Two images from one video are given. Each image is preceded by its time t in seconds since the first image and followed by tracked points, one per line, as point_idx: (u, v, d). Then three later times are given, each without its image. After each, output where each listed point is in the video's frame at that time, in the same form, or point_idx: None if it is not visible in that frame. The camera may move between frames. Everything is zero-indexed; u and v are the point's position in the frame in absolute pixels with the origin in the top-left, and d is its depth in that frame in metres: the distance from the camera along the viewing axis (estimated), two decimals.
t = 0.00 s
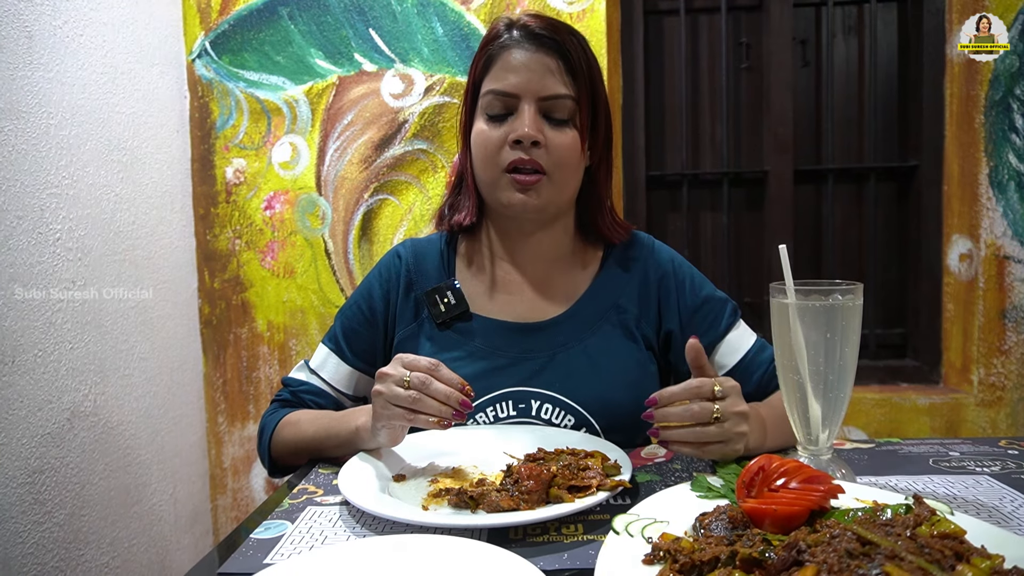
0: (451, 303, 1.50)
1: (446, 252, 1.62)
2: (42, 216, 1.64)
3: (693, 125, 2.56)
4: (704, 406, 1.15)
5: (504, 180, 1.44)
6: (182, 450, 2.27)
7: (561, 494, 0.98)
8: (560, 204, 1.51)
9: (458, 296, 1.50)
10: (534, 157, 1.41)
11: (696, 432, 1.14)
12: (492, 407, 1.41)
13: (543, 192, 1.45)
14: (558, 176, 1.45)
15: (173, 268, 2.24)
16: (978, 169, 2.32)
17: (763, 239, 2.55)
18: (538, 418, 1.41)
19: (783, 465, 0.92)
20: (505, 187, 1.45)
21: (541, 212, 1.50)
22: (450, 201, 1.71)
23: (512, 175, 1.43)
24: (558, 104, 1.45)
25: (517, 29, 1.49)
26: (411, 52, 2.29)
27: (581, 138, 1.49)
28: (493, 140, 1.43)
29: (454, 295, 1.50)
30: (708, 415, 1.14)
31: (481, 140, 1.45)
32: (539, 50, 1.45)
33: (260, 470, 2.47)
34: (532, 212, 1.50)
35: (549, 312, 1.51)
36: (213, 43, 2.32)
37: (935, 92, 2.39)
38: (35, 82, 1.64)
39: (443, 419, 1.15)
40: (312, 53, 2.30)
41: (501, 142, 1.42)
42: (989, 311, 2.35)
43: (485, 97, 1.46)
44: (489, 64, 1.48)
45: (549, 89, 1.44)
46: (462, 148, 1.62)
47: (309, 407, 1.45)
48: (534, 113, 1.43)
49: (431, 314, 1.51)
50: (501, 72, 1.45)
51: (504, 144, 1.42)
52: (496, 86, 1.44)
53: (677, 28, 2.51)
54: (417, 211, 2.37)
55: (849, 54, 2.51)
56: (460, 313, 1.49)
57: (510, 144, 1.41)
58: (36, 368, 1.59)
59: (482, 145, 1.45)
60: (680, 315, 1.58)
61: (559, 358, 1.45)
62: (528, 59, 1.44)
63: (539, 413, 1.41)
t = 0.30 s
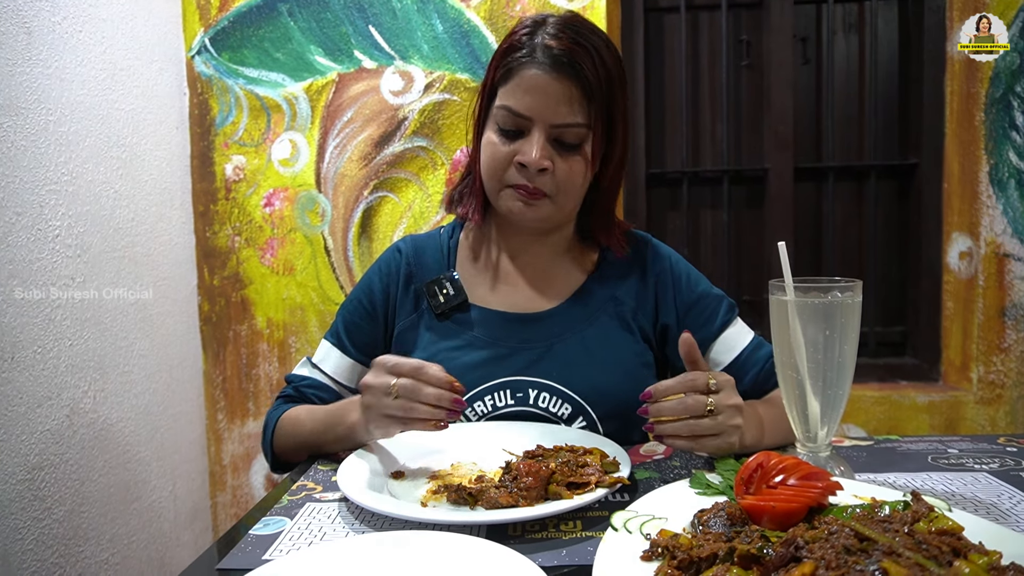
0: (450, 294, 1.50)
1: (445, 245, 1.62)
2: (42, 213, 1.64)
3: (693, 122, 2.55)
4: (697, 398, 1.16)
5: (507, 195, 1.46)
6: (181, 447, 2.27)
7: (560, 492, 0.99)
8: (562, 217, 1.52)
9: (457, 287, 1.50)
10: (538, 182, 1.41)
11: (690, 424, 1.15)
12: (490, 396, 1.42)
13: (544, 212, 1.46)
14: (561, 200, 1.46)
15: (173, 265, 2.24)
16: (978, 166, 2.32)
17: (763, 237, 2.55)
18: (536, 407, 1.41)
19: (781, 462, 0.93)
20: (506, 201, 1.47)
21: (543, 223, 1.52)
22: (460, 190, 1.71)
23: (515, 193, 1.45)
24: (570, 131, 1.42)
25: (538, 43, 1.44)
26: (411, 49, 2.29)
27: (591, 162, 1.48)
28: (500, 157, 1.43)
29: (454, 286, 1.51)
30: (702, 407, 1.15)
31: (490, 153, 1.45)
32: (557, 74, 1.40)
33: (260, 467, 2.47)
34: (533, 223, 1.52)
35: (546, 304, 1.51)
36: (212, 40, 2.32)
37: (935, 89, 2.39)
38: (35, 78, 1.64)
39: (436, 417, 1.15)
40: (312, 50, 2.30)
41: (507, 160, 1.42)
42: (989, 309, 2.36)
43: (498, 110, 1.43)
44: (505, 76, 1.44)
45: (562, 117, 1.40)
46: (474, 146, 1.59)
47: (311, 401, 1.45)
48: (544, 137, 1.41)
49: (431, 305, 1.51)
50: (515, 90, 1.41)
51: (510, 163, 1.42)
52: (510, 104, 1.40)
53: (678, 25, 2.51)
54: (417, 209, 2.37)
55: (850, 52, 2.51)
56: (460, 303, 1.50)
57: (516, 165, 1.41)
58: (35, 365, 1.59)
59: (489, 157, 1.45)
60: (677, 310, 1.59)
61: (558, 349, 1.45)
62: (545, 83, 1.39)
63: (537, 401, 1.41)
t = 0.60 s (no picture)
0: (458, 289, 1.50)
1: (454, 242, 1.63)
2: (42, 212, 1.64)
3: (693, 122, 2.55)
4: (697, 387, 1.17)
5: (507, 190, 1.46)
6: (181, 446, 2.27)
7: (558, 492, 0.99)
8: (564, 210, 1.51)
9: (464, 283, 1.51)
10: (535, 174, 1.41)
11: (691, 413, 1.15)
12: (494, 391, 1.41)
13: (545, 205, 1.46)
14: (561, 190, 1.45)
15: (173, 264, 2.25)
16: (978, 166, 2.33)
17: (763, 236, 2.55)
18: (539, 404, 1.41)
19: (779, 462, 0.93)
20: (507, 197, 1.47)
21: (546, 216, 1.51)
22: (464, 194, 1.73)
23: (515, 187, 1.44)
24: (563, 120, 1.42)
25: (525, 37, 1.45)
26: (411, 49, 2.29)
27: (587, 151, 1.47)
28: (497, 152, 1.43)
29: (462, 281, 1.52)
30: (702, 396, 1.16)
31: (487, 149, 1.45)
32: (546, 65, 1.41)
33: (260, 466, 2.47)
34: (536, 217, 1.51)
35: (552, 301, 1.51)
36: (213, 39, 2.32)
37: (935, 88, 2.39)
38: (35, 77, 1.65)
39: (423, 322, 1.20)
40: (312, 49, 2.30)
41: (504, 155, 1.42)
42: (988, 309, 2.36)
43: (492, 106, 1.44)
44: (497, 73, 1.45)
45: (554, 106, 1.41)
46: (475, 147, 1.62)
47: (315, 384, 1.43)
48: (538, 128, 1.41)
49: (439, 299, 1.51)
50: (507, 85, 1.42)
51: (507, 158, 1.42)
52: (502, 99, 1.41)
53: (678, 25, 2.51)
54: (417, 208, 2.37)
55: (850, 52, 2.51)
56: (467, 299, 1.50)
57: (512, 160, 1.41)
58: (36, 364, 1.60)
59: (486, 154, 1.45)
60: (681, 310, 1.58)
61: (562, 345, 1.45)
62: (534, 75, 1.40)
63: (541, 399, 1.41)
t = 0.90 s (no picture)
0: (453, 298, 1.50)
1: (449, 249, 1.62)
2: (41, 211, 1.64)
3: (693, 121, 2.55)
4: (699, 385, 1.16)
5: (508, 159, 1.42)
6: (180, 445, 2.27)
7: (558, 491, 0.98)
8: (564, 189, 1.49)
9: (459, 291, 1.51)
10: (537, 132, 1.40)
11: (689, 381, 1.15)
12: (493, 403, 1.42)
13: (549, 167, 1.42)
14: (563, 153, 1.43)
15: (172, 264, 2.25)
16: (978, 166, 2.33)
17: (762, 236, 2.55)
18: (539, 413, 1.41)
19: (779, 461, 0.93)
20: (508, 166, 1.42)
21: (546, 192, 1.47)
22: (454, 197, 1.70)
23: (516, 154, 1.41)
24: (557, 83, 1.46)
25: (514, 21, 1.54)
26: (411, 48, 2.29)
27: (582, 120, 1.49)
28: (496, 123, 1.42)
29: (457, 290, 1.51)
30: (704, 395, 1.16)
31: (483, 124, 1.44)
32: (537, 37, 1.49)
33: (259, 466, 2.47)
34: (537, 192, 1.46)
35: (553, 305, 1.51)
36: (212, 38, 2.31)
37: (935, 88, 2.39)
38: (35, 76, 1.65)
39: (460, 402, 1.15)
40: (312, 49, 2.30)
41: (503, 123, 1.41)
42: (987, 310, 2.36)
43: (486, 83, 1.47)
44: (489, 54, 1.51)
45: (549, 70, 1.45)
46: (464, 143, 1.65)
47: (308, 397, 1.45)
48: (535, 92, 1.43)
49: (434, 309, 1.51)
50: (500, 59, 1.47)
51: (507, 123, 1.41)
52: (496, 70, 1.45)
53: (678, 25, 2.51)
54: (417, 208, 2.37)
55: (850, 52, 2.51)
56: (463, 307, 1.49)
57: (513, 122, 1.40)
58: (35, 363, 1.60)
59: (484, 128, 1.44)
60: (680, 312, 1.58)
61: (561, 353, 1.45)
62: (526, 45, 1.47)
63: (541, 408, 1.41)
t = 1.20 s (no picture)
0: (447, 301, 1.51)
1: (443, 253, 1.62)
2: (40, 211, 1.64)
3: (692, 122, 2.55)
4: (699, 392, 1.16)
5: (502, 169, 1.42)
6: (179, 445, 2.27)
7: (557, 492, 0.99)
8: (560, 192, 1.49)
9: (453, 294, 1.51)
10: (531, 142, 1.40)
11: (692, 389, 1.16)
12: (488, 405, 1.42)
13: (544, 176, 1.42)
14: (557, 160, 1.43)
15: (171, 263, 2.25)
16: (977, 167, 2.33)
17: (761, 236, 2.55)
18: (533, 417, 1.42)
19: (777, 462, 0.93)
20: (503, 176, 1.42)
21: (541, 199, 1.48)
22: (443, 207, 1.68)
23: (510, 164, 1.42)
24: (549, 91, 1.45)
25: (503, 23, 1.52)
26: (411, 48, 2.29)
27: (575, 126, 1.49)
28: (488, 133, 1.42)
29: (451, 293, 1.51)
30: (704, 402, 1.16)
31: (475, 133, 1.44)
32: (527, 41, 1.48)
33: (258, 466, 2.47)
34: (533, 199, 1.47)
35: (542, 312, 1.51)
36: (212, 38, 2.31)
37: (934, 89, 2.39)
38: (34, 76, 1.65)
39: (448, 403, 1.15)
40: (312, 49, 2.30)
41: (496, 133, 1.41)
42: (986, 309, 2.36)
43: (477, 91, 1.47)
44: (478, 58, 1.50)
45: (541, 77, 1.44)
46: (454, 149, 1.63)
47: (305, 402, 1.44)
48: (526, 100, 1.43)
49: (428, 312, 1.51)
50: (490, 65, 1.46)
51: (500, 133, 1.41)
52: (487, 78, 1.45)
53: (677, 26, 2.51)
54: (416, 208, 2.37)
55: (849, 53, 2.51)
56: (457, 310, 1.50)
57: (506, 132, 1.40)
58: (34, 363, 1.60)
59: (477, 138, 1.44)
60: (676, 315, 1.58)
61: (558, 354, 1.46)
62: (516, 51, 1.45)
63: (535, 412, 1.42)
